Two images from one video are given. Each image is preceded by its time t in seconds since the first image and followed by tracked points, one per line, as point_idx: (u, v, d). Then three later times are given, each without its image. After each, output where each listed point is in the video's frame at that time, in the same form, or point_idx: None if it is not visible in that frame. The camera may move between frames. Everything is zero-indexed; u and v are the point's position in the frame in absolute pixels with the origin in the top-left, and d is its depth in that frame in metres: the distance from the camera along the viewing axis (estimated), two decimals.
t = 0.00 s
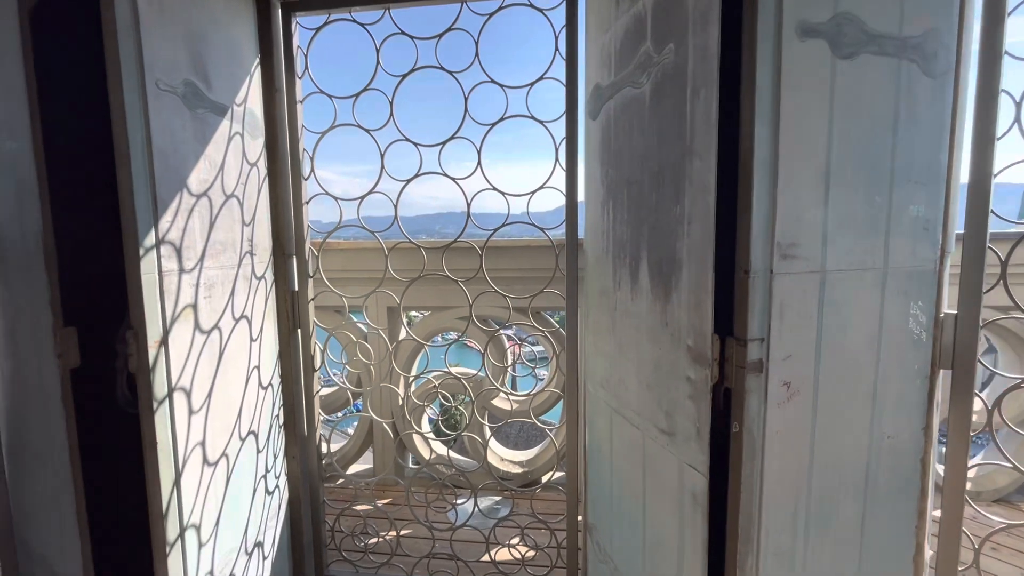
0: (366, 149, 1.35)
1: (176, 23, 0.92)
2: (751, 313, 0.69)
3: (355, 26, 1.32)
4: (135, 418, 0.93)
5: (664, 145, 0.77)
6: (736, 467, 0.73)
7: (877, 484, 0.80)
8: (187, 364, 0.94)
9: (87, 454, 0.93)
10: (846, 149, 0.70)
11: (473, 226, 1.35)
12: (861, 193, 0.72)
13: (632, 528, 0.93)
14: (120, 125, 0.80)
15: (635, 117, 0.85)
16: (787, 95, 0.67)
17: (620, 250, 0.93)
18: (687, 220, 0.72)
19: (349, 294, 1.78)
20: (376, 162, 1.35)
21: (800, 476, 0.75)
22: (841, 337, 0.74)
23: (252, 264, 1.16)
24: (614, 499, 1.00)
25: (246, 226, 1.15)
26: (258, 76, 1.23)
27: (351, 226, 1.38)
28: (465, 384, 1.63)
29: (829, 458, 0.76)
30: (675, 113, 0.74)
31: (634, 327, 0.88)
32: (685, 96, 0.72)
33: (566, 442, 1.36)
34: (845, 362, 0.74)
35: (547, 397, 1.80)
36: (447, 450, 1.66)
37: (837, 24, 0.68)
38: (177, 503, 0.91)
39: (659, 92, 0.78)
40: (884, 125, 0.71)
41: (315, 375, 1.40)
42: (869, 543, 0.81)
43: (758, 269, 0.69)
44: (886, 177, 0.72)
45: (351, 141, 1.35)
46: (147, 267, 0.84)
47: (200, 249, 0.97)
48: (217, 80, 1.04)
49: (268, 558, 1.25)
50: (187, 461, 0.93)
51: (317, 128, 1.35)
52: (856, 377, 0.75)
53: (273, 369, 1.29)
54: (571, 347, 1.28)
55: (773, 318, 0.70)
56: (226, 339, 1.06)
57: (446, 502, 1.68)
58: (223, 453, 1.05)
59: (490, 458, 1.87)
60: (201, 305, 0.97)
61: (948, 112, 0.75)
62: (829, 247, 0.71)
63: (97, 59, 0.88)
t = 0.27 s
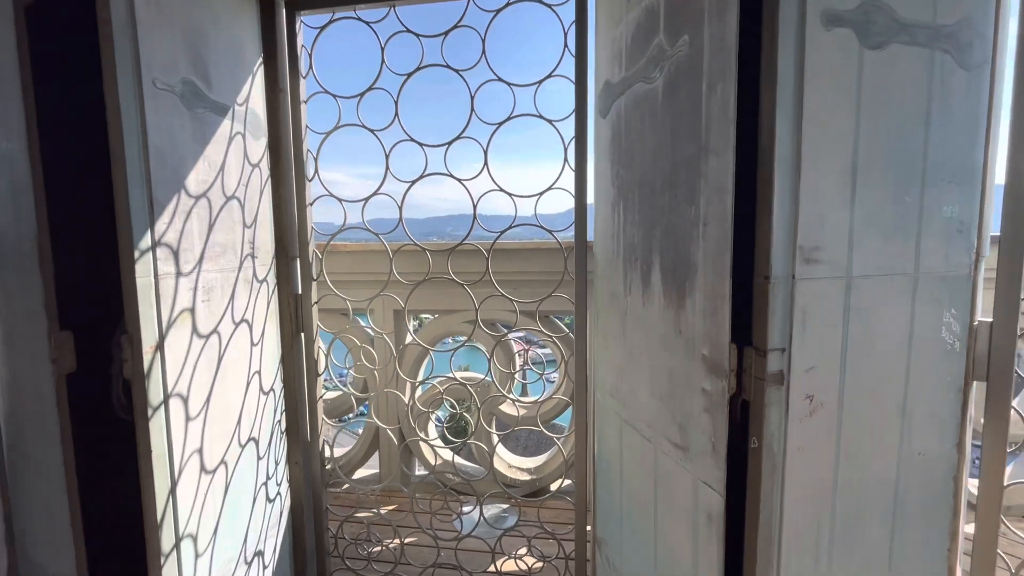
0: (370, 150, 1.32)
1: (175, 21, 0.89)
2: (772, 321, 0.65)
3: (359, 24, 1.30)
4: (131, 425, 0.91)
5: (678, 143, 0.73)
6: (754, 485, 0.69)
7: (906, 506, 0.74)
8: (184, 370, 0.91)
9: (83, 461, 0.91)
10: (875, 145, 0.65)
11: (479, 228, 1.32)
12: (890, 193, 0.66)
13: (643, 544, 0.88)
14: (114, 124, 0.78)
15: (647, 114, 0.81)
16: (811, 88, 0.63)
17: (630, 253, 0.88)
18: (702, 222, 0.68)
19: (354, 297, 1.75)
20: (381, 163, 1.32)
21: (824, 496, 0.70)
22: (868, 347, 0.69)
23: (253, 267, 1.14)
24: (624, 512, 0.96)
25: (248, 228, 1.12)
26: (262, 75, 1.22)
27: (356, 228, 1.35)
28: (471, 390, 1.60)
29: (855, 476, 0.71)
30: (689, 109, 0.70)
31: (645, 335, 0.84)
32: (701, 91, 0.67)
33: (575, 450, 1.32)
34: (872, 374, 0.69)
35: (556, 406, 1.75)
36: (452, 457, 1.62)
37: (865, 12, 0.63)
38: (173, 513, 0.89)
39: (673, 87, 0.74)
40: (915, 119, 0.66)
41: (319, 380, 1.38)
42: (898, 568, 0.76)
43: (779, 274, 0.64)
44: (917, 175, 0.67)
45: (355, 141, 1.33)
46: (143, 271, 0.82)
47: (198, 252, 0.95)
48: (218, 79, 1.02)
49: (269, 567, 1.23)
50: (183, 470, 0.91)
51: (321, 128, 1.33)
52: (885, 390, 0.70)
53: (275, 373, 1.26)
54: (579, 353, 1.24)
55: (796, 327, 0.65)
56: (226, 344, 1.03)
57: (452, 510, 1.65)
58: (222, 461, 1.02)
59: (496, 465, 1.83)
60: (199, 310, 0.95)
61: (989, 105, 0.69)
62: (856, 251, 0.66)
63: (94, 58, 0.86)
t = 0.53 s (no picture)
0: (374, 153, 1.31)
1: (173, 22, 0.88)
2: (787, 333, 0.61)
3: (363, 25, 1.28)
4: (127, 433, 0.89)
5: (688, 145, 0.69)
6: (767, 506, 0.65)
7: (932, 529, 0.70)
8: (181, 378, 0.89)
9: (79, 469, 0.89)
10: (898, 146, 0.61)
11: (484, 232, 1.29)
12: (916, 196, 0.62)
13: (650, 563, 0.85)
14: (110, 127, 0.76)
15: (655, 114, 0.78)
16: (829, 86, 0.59)
17: (638, 260, 0.85)
18: (713, 228, 0.64)
19: (357, 301, 1.73)
20: (384, 166, 1.30)
21: (842, 518, 0.66)
22: (891, 361, 0.64)
23: (254, 271, 1.13)
24: (631, 528, 0.92)
25: (248, 232, 1.11)
26: (265, 78, 1.20)
27: (359, 232, 1.34)
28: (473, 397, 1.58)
29: (876, 498, 0.67)
30: (699, 109, 0.67)
31: (653, 344, 0.80)
32: (712, 90, 0.64)
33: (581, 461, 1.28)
34: (895, 390, 0.65)
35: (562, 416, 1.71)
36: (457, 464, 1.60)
37: (888, 5, 0.59)
38: (168, 524, 0.87)
39: (682, 87, 0.71)
40: (942, 119, 0.62)
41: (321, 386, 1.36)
42: None
43: (795, 283, 0.61)
44: (944, 177, 0.63)
45: (359, 144, 1.31)
46: (138, 277, 0.80)
47: (196, 257, 0.93)
48: (218, 82, 1.00)
49: None
50: (179, 479, 0.89)
51: (325, 131, 1.32)
52: (908, 407, 0.66)
53: (277, 380, 1.24)
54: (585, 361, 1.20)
55: (813, 339, 0.61)
56: (224, 350, 1.02)
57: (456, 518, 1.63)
58: (220, 469, 1.01)
59: (503, 472, 1.80)
60: (196, 316, 0.93)
61: (1021, 103, 0.65)
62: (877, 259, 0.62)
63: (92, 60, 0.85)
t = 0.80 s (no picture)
0: (378, 155, 1.30)
1: (174, 25, 0.87)
2: (798, 343, 0.59)
3: (367, 27, 1.28)
4: (126, 439, 0.89)
5: (695, 147, 0.67)
6: (778, 523, 0.62)
7: (952, 548, 0.67)
8: (180, 383, 0.89)
9: (79, 474, 0.88)
10: (915, 147, 0.59)
11: (489, 235, 1.28)
12: (935, 200, 0.59)
13: None
14: (109, 130, 0.75)
15: (661, 115, 0.76)
16: (842, 85, 0.57)
17: (644, 265, 0.83)
18: (721, 233, 0.62)
19: (360, 305, 1.72)
20: (388, 169, 1.29)
21: (856, 536, 0.63)
22: (909, 372, 0.61)
23: (256, 275, 1.12)
24: (637, 540, 0.90)
25: (251, 236, 1.10)
26: (269, 80, 1.20)
27: (363, 235, 1.33)
28: (478, 402, 1.57)
29: (893, 515, 0.64)
30: (706, 110, 0.65)
31: (659, 352, 0.78)
32: (719, 90, 0.62)
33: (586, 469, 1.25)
34: (913, 402, 0.62)
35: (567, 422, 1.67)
36: (461, 469, 1.58)
37: None
38: (167, 531, 0.86)
39: (689, 87, 0.68)
40: (963, 118, 0.59)
41: (325, 390, 1.35)
42: None
43: (807, 290, 0.58)
44: (965, 180, 0.60)
45: (362, 146, 1.31)
46: (137, 281, 0.79)
47: (196, 261, 0.93)
48: (220, 85, 1.00)
49: None
50: (178, 485, 0.88)
51: (329, 133, 1.31)
52: (927, 420, 0.63)
53: (280, 384, 1.24)
54: (591, 367, 1.18)
55: (825, 349, 0.59)
56: (225, 354, 1.01)
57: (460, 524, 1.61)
58: (220, 474, 1.00)
59: (508, 478, 1.78)
60: (197, 320, 0.93)
61: None
62: (894, 265, 0.59)
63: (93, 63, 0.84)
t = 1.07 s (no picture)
0: (380, 157, 1.29)
1: (172, 25, 0.86)
2: (808, 350, 0.56)
3: (369, 28, 1.27)
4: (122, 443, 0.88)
5: (700, 147, 0.65)
6: (787, 537, 0.60)
7: (971, 565, 0.64)
8: (178, 386, 0.88)
9: (75, 480, 0.87)
10: (932, 145, 0.56)
11: (491, 237, 1.27)
12: (952, 200, 0.57)
13: None
14: (105, 131, 0.74)
15: (666, 114, 0.73)
16: (854, 81, 0.54)
17: (648, 268, 0.81)
18: (727, 235, 0.60)
19: (362, 308, 1.71)
20: (390, 170, 1.28)
21: (870, 552, 0.60)
22: (925, 380, 0.59)
23: (256, 277, 1.11)
24: (641, 550, 0.88)
25: (251, 238, 1.09)
26: (270, 81, 1.19)
27: (364, 237, 1.32)
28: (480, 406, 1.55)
29: (908, 530, 0.61)
30: (712, 107, 0.62)
31: (664, 358, 0.75)
32: (725, 87, 0.60)
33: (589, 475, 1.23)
34: (929, 411, 0.59)
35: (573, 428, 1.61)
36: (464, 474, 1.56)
37: None
38: (163, 537, 0.85)
39: (694, 84, 0.66)
40: (982, 115, 0.57)
41: (326, 393, 1.34)
42: None
43: (817, 295, 0.56)
44: (984, 179, 0.57)
45: (365, 148, 1.30)
46: (133, 284, 0.78)
47: (195, 263, 0.92)
48: (219, 85, 0.99)
49: None
50: (174, 491, 0.87)
51: (330, 135, 1.30)
52: (945, 430, 0.60)
53: (281, 388, 1.23)
54: (595, 371, 1.16)
55: (836, 356, 0.56)
56: (224, 358, 1.00)
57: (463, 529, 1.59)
58: (218, 479, 0.99)
59: (512, 482, 1.75)
60: (194, 323, 0.92)
61: None
62: (909, 268, 0.57)
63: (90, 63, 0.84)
